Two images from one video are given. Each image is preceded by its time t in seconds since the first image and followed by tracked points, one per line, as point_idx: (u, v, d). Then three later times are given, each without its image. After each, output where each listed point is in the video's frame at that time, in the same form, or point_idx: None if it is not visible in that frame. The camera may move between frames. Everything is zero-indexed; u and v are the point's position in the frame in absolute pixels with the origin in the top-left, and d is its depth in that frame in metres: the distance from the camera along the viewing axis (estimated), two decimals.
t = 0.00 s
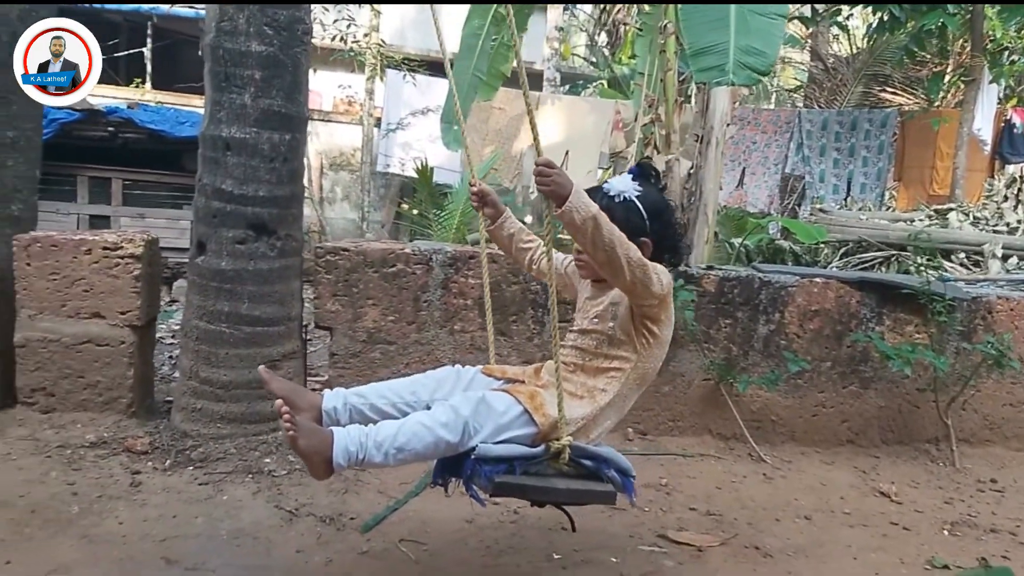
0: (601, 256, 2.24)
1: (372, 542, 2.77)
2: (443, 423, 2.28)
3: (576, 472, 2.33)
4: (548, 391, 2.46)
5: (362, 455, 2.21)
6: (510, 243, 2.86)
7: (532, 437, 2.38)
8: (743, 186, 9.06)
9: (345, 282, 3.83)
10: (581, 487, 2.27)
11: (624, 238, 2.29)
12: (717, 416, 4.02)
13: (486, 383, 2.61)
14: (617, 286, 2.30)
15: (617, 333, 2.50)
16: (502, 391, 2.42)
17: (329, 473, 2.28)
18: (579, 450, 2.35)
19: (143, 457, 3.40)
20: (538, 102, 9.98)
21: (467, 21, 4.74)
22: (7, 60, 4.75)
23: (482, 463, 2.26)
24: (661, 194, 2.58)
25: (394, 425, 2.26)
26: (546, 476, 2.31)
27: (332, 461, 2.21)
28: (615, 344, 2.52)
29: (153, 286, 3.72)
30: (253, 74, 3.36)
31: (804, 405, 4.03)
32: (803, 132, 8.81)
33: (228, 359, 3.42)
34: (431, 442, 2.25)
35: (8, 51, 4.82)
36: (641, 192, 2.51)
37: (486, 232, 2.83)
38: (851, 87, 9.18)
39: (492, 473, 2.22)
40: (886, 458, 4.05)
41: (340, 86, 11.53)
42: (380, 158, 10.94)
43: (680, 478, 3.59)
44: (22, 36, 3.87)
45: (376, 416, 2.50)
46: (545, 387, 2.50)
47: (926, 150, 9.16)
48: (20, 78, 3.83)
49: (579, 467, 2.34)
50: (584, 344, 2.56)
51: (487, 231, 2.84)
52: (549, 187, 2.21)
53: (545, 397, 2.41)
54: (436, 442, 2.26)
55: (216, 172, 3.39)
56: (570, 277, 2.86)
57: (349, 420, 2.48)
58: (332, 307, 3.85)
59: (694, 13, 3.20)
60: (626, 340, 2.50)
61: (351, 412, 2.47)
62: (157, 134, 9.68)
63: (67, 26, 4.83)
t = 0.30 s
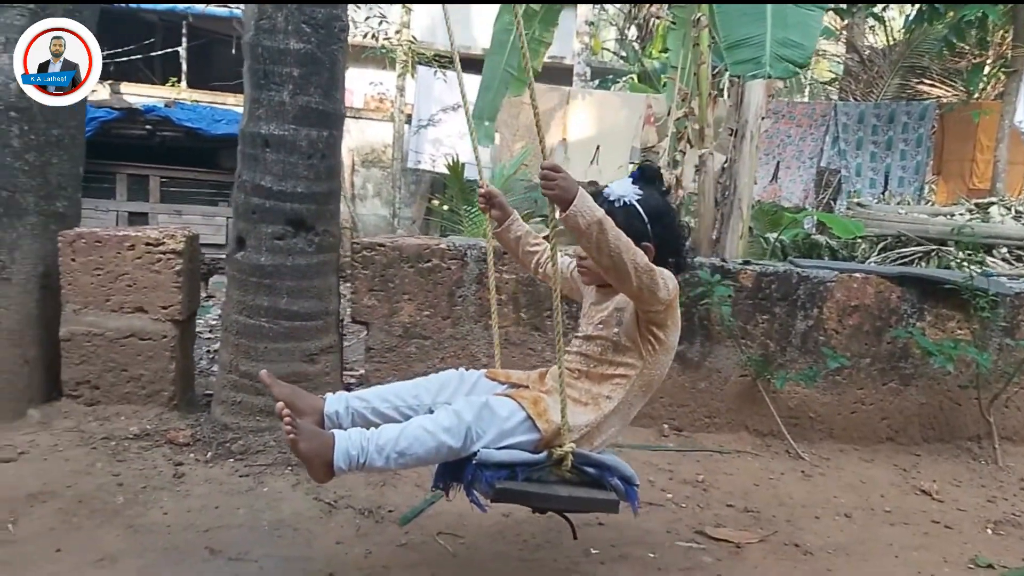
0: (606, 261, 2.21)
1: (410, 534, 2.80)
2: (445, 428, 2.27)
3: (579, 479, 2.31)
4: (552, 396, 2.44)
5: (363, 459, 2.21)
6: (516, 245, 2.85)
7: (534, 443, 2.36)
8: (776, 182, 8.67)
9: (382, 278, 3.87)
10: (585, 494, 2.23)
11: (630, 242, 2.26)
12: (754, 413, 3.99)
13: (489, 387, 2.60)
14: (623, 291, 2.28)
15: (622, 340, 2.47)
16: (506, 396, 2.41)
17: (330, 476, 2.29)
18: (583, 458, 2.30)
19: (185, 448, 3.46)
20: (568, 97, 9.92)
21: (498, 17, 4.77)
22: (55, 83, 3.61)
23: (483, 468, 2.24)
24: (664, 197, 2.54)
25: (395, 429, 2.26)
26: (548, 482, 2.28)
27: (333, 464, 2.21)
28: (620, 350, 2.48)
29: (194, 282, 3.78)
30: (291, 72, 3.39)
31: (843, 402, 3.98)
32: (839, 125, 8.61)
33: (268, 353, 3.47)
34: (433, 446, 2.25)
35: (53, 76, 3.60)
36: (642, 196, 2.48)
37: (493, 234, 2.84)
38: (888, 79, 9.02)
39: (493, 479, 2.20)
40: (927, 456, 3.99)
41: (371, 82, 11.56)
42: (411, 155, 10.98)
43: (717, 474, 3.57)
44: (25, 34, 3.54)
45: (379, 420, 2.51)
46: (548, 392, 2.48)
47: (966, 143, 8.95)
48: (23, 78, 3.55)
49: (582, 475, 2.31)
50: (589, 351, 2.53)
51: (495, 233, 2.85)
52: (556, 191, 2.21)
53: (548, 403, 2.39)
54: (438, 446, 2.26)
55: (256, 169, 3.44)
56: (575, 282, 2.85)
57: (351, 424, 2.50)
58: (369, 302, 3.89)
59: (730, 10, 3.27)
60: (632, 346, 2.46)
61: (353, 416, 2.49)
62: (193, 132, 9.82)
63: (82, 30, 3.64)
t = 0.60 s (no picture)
0: (603, 268, 2.13)
1: (451, 526, 2.82)
2: (440, 432, 2.20)
3: (573, 487, 2.25)
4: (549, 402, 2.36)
5: (355, 462, 2.14)
6: (521, 247, 2.81)
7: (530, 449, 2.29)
8: (814, 173, 8.82)
9: (420, 272, 3.90)
10: (578, 503, 2.17)
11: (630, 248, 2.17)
12: (794, 408, 3.95)
13: (488, 390, 2.52)
14: (621, 298, 2.19)
15: (621, 346, 2.37)
16: (502, 401, 2.33)
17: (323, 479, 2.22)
18: (578, 465, 2.25)
19: (229, 440, 3.52)
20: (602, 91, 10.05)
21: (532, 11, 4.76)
22: (54, 83, 3.62)
23: (476, 473, 2.18)
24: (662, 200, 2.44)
25: (389, 431, 2.19)
26: (542, 489, 2.23)
27: (325, 467, 2.14)
28: (619, 357, 2.39)
29: (236, 276, 3.84)
30: (331, 68, 3.43)
31: (886, 397, 3.92)
32: (878, 116, 8.52)
33: (309, 346, 3.51)
34: (427, 451, 2.18)
35: (52, 77, 3.62)
36: (639, 201, 2.38)
37: (497, 235, 2.79)
38: (928, 69, 8.89)
39: (485, 483, 2.15)
40: (972, 452, 3.92)
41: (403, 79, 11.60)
42: (443, 150, 11.02)
43: (757, 470, 3.54)
44: (26, 35, 3.60)
45: (375, 422, 2.44)
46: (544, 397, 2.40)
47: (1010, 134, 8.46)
48: (24, 78, 3.60)
49: (577, 482, 2.25)
50: (588, 356, 2.44)
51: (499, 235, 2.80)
52: (553, 196, 2.13)
53: (545, 409, 2.32)
54: (432, 451, 2.19)
55: (297, 165, 3.48)
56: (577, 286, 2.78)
57: (346, 426, 2.42)
58: (408, 296, 3.92)
59: None
60: (632, 353, 2.36)
61: (348, 418, 2.41)
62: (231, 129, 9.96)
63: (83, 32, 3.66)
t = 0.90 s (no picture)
0: (598, 273, 2.08)
1: (496, 517, 2.84)
2: (429, 434, 2.13)
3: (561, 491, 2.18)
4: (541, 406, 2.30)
5: (343, 463, 2.08)
6: (524, 249, 2.74)
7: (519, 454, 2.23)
8: (858, 164, 8.64)
9: (462, 265, 3.92)
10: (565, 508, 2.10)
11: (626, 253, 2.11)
12: (840, 402, 3.90)
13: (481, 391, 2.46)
14: (614, 303, 2.13)
15: (615, 351, 2.30)
16: (493, 403, 2.26)
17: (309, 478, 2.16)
18: (567, 470, 2.19)
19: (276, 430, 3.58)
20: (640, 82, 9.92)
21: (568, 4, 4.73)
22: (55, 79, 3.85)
23: (462, 474, 2.13)
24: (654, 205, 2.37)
25: (378, 432, 2.13)
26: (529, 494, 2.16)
27: (312, 467, 2.09)
28: (613, 363, 2.32)
29: (282, 269, 3.91)
30: (375, 63, 3.46)
31: (935, 392, 3.86)
32: (923, 106, 8.19)
33: (354, 338, 3.56)
34: (416, 453, 2.12)
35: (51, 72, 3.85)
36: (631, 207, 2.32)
37: (501, 235, 2.71)
38: (975, 56, 8.62)
39: (470, 486, 2.10)
40: None
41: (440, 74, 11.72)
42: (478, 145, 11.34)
43: (803, 464, 3.50)
44: (27, 35, 3.70)
45: (366, 418, 2.38)
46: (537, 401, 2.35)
47: None
48: (24, 79, 3.71)
49: (565, 487, 2.18)
50: (582, 361, 2.38)
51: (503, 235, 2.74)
52: (549, 198, 2.09)
53: (535, 413, 2.25)
54: (420, 453, 2.13)
55: (341, 159, 3.52)
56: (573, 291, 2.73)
57: (338, 421, 2.37)
58: (450, 288, 3.95)
59: None
60: (626, 359, 2.29)
61: (339, 414, 2.35)
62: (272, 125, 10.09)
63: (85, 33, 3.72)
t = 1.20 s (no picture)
0: (586, 280, 2.04)
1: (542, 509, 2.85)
2: (410, 433, 2.13)
3: (541, 496, 2.16)
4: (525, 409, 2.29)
5: (322, 458, 2.10)
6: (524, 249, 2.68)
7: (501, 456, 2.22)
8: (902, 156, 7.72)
9: (504, 258, 3.93)
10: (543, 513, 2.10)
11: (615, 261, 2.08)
12: (889, 397, 3.84)
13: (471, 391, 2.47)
14: (603, 311, 2.09)
15: (599, 359, 2.27)
16: (477, 403, 2.26)
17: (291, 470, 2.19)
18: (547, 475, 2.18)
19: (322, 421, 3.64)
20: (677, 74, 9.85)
21: None
22: (54, 81, 4.66)
23: (441, 473, 2.10)
24: (639, 209, 2.37)
25: (358, 429, 2.14)
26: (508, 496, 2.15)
27: (292, 461, 2.12)
28: (597, 370, 2.29)
29: (328, 263, 3.96)
30: (419, 58, 3.48)
31: (987, 387, 3.77)
32: (972, 94, 7.22)
33: (399, 331, 3.59)
34: (396, 451, 2.11)
35: (53, 77, 4.66)
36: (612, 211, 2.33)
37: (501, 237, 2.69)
38: None
39: (448, 485, 2.06)
40: None
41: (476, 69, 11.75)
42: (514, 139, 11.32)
43: (852, 459, 3.46)
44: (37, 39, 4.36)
45: (352, 412, 2.43)
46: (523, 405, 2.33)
47: None
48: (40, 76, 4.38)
49: (545, 492, 2.16)
50: (568, 367, 2.34)
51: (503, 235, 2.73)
52: (540, 201, 2.05)
53: (519, 416, 2.25)
54: (400, 451, 2.13)
55: (385, 153, 3.55)
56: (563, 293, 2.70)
57: (324, 413, 2.42)
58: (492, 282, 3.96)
59: None
60: (610, 367, 2.26)
61: (325, 406, 2.41)
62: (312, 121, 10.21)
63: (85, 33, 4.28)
